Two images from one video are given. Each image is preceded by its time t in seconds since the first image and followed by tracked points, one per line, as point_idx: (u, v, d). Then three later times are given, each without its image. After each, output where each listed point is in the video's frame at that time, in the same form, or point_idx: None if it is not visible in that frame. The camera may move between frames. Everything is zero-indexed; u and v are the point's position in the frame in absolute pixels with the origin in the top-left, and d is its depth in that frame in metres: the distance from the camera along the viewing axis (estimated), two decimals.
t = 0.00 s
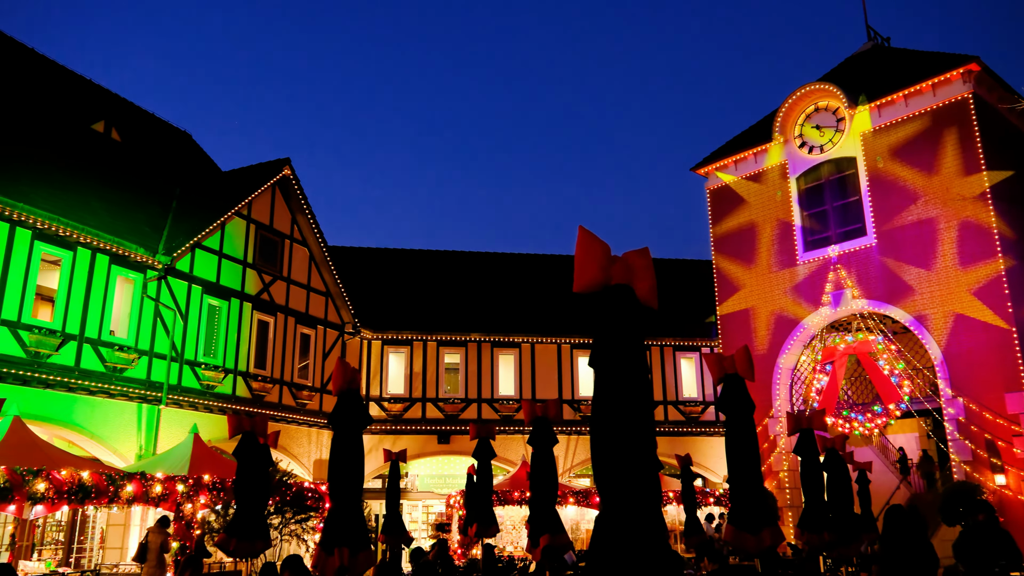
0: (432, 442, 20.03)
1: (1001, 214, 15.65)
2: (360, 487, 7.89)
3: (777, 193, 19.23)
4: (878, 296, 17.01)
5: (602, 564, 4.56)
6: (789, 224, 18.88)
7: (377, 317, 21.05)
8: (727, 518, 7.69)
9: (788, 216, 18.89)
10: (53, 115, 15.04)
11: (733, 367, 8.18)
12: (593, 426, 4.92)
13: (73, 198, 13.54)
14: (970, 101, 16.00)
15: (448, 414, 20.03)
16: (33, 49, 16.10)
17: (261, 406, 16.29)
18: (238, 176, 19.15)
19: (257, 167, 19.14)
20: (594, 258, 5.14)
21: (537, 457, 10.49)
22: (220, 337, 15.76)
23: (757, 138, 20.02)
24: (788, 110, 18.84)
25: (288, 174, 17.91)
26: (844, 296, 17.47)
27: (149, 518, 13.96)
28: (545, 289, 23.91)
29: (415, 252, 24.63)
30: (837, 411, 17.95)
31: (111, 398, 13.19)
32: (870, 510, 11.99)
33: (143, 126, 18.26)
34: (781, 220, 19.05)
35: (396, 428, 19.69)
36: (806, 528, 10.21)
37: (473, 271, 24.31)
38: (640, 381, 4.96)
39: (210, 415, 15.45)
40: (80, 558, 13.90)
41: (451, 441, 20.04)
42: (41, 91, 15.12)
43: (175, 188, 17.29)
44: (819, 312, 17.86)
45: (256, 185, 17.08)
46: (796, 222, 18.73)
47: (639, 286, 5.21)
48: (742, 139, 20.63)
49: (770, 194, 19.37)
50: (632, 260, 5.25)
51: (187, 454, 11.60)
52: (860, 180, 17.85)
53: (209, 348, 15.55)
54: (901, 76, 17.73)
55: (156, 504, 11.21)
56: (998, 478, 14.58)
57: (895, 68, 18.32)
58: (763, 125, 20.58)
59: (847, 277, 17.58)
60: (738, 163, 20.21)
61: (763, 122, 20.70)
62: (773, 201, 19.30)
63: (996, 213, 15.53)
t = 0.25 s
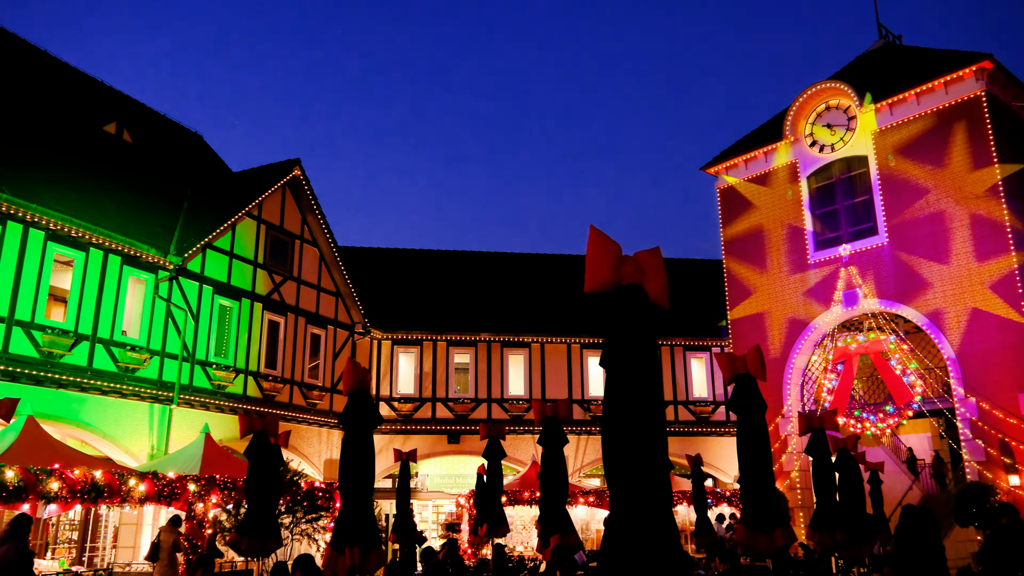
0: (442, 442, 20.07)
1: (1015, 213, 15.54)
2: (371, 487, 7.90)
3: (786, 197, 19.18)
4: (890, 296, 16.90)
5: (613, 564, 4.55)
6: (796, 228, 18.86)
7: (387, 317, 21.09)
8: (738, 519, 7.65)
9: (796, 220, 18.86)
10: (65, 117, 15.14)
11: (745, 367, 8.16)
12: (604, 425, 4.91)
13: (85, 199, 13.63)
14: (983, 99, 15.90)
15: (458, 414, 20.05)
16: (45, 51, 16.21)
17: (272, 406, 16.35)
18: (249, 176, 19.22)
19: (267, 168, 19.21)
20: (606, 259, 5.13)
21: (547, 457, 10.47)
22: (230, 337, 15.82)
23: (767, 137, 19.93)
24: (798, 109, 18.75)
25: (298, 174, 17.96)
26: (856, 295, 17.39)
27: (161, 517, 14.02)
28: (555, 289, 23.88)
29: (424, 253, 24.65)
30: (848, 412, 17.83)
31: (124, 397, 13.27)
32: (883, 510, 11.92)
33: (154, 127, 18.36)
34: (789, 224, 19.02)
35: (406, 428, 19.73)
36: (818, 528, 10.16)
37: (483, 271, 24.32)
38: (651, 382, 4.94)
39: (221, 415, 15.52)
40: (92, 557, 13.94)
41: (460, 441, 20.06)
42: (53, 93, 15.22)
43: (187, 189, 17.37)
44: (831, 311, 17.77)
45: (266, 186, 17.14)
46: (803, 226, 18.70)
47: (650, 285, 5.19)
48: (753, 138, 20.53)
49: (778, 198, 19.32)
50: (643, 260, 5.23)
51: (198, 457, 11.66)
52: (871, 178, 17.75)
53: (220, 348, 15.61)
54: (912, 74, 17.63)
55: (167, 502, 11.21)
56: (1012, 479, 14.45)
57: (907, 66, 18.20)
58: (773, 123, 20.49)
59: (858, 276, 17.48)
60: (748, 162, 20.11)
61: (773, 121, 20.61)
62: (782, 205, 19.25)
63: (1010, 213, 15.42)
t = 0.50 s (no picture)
0: (452, 442, 20.09)
1: None
2: (381, 487, 7.91)
3: (793, 201, 19.16)
4: (901, 295, 16.80)
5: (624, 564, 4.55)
6: (803, 232, 18.83)
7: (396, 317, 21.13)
8: (750, 519, 7.62)
9: (803, 224, 18.84)
10: (76, 119, 15.23)
11: (755, 367, 8.13)
12: (615, 425, 4.90)
13: (96, 200, 13.71)
14: (995, 96, 15.80)
15: (468, 414, 20.07)
16: (57, 53, 16.32)
17: (282, 406, 16.40)
18: (258, 177, 19.27)
19: (276, 169, 19.25)
20: (616, 258, 5.12)
21: (557, 458, 10.46)
22: (241, 337, 15.87)
23: (777, 136, 19.86)
24: (808, 107, 18.67)
25: (308, 175, 17.99)
26: (867, 294, 17.29)
27: (173, 517, 14.20)
28: (564, 289, 23.85)
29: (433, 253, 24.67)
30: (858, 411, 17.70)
31: (135, 398, 13.34)
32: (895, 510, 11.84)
33: (165, 129, 18.45)
34: (796, 228, 19.00)
35: (416, 428, 19.76)
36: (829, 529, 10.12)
37: (492, 271, 24.33)
38: (662, 381, 4.93)
39: (232, 414, 15.59)
40: (104, 557, 14.03)
41: (470, 441, 20.08)
42: (65, 95, 15.32)
43: (197, 191, 17.44)
44: (840, 310, 17.71)
45: (276, 187, 17.18)
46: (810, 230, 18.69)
47: (660, 284, 5.18)
48: (762, 137, 20.46)
49: (786, 202, 19.31)
50: (653, 259, 5.22)
51: (210, 454, 11.92)
52: (882, 177, 17.66)
53: (230, 348, 15.66)
54: (923, 72, 17.51)
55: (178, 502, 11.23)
56: None
57: (917, 63, 18.09)
58: (783, 122, 20.42)
59: (869, 275, 17.38)
60: (757, 161, 20.06)
61: (783, 119, 20.53)
62: (789, 209, 19.25)
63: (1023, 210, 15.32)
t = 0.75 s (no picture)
0: (461, 442, 20.12)
1: None
2: (392, 487, 7.92)
3: (801, 205, 19.11)
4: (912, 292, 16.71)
5: (636, 564, 4.53)
6: (810, 236, 18.78)
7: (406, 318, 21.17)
8: (761, 519, 7.60)
9: (811, 228, 18.78)
10: (87, 122, 15.33)
11: (766, 366, 8.10)
12: (626, 426, 4.89)
13: (107, 203, 13.79)
14: (1006, 92, 15.75)
15: (477, 414, 20.09)
16: (67, 57, 16.43)
17: (292, 406, 16.46)
18: (268, 179, 19.33)
19: (285, 171, 19.31)
20: (627, 258, 5.12)
21: (567, 458, 10.44)
22: (251, 338, 15.92)
23: (786, 134, 19.79)
24: (817, 105, 18.59)
25: (317, 176, 18.04)
26: (879, 292, 17.19)
27: (184, 517, 14.24)
28: (573, 289, 23.83)
29: (442, 253, 24.69)
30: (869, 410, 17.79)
31: (146, 398, 13.41)
32: (908, 510, 11.78)
33: (174, 131, 18.53)
34: (803, 231, 18.95)
35: (425, 428, 19.80)
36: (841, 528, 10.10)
37: (501, 271, 24.32)
38: (673, 381, 4.92)
39: (242, 415, 15.65)
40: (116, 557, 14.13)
41: (480, 441, 20.10)
42: (75, 98, 15.42)
43: (207, 193, 17.52)
44: (851, 309, 17.61)
45: (285, 188, 17.23)
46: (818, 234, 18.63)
47: (671, 284, 5.19)
48: (772, 135, 20.38)
49: (793, 206, 19.26)
50: (663, 258, 5.23)
51: (220, 454, 12.03)
52: (892, 174, 17.56)
53: (240, 349, 15.71)
54: (933, 69, 17.44)
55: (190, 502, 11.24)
56: None
57: (927, 61, 18.01)
58: (792, 120, 20.34)
59: (880, 273, 17.28)
60: (766, 160, 19.98)
61: (792, 117, 20.45)
62: (796, 212, 19.19)
63: None
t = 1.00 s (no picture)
0: (471, 442, 20.14)
1: None
2: (402, 487, 7.93)
3: (809, 208, 19.06)
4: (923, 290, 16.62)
5: (648, 565, 4.52)
6: (820, 240, 18.72)
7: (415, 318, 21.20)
8: (772, 518, 7.57)
9: (818, 232, 18.73)
10: (97, 124, 15.41)
11: (777, 365, 8.07)
12: (638, 425, 4.88)
13: (118, 204, 13.86)
14: (1018, 89, 15.62)
15: (487, 414, 20.10)
16: (77, 59, 16.52)
17: (302, 406, 16.50)
18: (277, 180, 19.39)
19: (294, 171, 19.36)
20: (637, 256, 5.12)
21: (577, 458, 10.43)
22: (260, 339, 15.97)
23: (795, 132, 19.72)
24: (827, 103, 18.51)
25: (326, 177, 18.09)
26: (890, 291, 17.11)
27: (195, 517, 14.25)
28: (582, 288, 23.80)
29: (451, 253, 24.70)
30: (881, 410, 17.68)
31: (157, 399, 13.48)
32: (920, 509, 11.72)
33: (184, 133, 18.61)
34: (811, 235, 18.92)
35: (435, 428, 19.83)
36: (852, 528, 10.05)
37: (510, 271, 24.32)
38: (684, 379, 4.90)
39: (252, 415, 15.71)
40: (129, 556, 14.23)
41: (489, 441, 20.12)
42: (85, 101, 15.50)
43: (216, 194, 17.59)
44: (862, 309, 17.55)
45: (294, 189, 17.28)
46: (826, 238, 18.57)
47: (682, 282, 5.19)
48: (781, 134, 20.31)
49: (801, 209, 19.21)
50: (674, 257, 5.23)
51: (231, 453, 12.07)
52: (902, 172, 17.45)
53: (250, 350, 15.76)
54: (944, 65, 17.34)
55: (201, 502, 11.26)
56: None
57: (938, 57, 17.90)
58: (801, 118, 20.26)
59: (891, 271, 17.20)
60: (776, 158, 19.91)
61: (801, 115, 20.37)
62: (804, 216, 19.15)
63: None
